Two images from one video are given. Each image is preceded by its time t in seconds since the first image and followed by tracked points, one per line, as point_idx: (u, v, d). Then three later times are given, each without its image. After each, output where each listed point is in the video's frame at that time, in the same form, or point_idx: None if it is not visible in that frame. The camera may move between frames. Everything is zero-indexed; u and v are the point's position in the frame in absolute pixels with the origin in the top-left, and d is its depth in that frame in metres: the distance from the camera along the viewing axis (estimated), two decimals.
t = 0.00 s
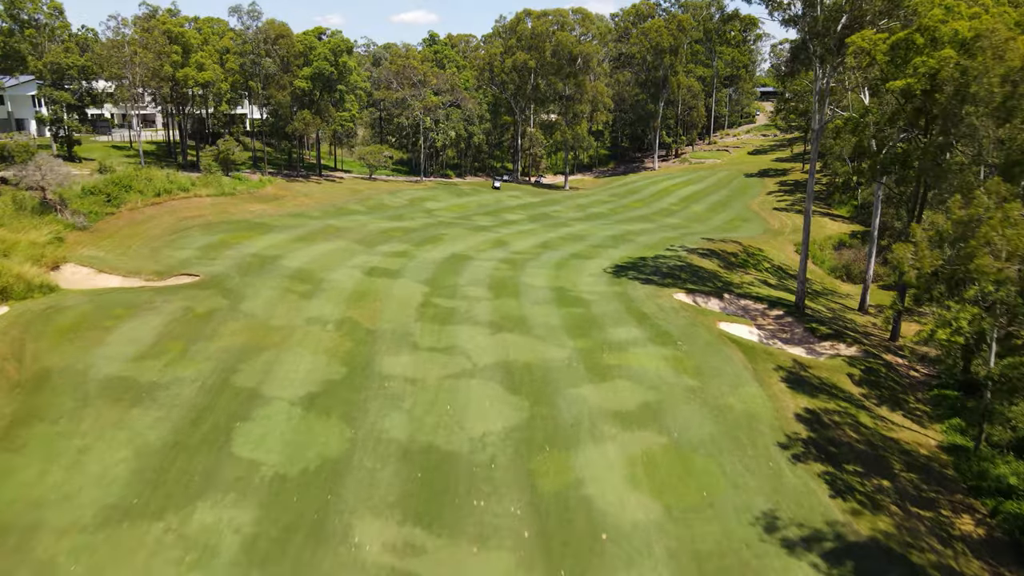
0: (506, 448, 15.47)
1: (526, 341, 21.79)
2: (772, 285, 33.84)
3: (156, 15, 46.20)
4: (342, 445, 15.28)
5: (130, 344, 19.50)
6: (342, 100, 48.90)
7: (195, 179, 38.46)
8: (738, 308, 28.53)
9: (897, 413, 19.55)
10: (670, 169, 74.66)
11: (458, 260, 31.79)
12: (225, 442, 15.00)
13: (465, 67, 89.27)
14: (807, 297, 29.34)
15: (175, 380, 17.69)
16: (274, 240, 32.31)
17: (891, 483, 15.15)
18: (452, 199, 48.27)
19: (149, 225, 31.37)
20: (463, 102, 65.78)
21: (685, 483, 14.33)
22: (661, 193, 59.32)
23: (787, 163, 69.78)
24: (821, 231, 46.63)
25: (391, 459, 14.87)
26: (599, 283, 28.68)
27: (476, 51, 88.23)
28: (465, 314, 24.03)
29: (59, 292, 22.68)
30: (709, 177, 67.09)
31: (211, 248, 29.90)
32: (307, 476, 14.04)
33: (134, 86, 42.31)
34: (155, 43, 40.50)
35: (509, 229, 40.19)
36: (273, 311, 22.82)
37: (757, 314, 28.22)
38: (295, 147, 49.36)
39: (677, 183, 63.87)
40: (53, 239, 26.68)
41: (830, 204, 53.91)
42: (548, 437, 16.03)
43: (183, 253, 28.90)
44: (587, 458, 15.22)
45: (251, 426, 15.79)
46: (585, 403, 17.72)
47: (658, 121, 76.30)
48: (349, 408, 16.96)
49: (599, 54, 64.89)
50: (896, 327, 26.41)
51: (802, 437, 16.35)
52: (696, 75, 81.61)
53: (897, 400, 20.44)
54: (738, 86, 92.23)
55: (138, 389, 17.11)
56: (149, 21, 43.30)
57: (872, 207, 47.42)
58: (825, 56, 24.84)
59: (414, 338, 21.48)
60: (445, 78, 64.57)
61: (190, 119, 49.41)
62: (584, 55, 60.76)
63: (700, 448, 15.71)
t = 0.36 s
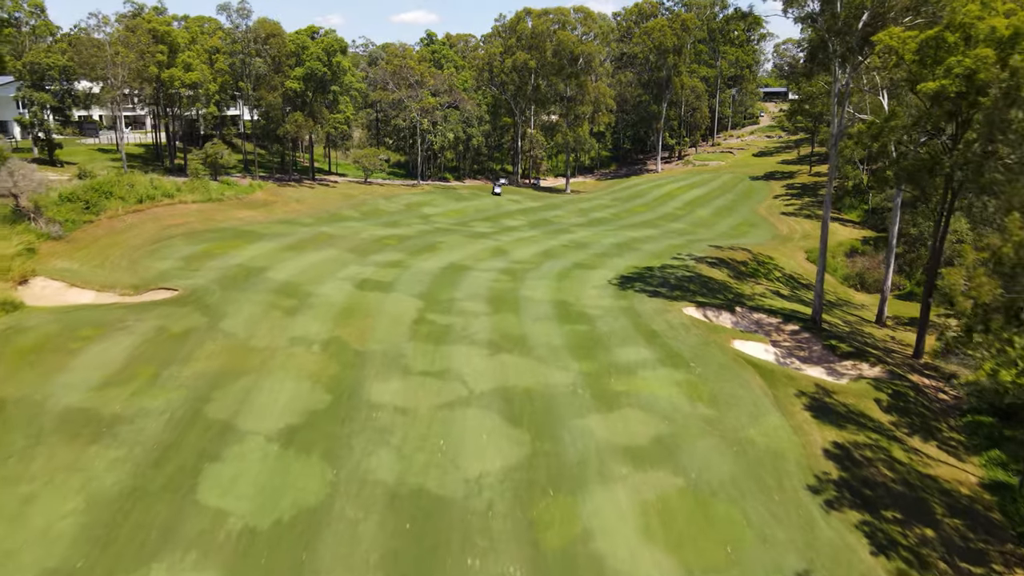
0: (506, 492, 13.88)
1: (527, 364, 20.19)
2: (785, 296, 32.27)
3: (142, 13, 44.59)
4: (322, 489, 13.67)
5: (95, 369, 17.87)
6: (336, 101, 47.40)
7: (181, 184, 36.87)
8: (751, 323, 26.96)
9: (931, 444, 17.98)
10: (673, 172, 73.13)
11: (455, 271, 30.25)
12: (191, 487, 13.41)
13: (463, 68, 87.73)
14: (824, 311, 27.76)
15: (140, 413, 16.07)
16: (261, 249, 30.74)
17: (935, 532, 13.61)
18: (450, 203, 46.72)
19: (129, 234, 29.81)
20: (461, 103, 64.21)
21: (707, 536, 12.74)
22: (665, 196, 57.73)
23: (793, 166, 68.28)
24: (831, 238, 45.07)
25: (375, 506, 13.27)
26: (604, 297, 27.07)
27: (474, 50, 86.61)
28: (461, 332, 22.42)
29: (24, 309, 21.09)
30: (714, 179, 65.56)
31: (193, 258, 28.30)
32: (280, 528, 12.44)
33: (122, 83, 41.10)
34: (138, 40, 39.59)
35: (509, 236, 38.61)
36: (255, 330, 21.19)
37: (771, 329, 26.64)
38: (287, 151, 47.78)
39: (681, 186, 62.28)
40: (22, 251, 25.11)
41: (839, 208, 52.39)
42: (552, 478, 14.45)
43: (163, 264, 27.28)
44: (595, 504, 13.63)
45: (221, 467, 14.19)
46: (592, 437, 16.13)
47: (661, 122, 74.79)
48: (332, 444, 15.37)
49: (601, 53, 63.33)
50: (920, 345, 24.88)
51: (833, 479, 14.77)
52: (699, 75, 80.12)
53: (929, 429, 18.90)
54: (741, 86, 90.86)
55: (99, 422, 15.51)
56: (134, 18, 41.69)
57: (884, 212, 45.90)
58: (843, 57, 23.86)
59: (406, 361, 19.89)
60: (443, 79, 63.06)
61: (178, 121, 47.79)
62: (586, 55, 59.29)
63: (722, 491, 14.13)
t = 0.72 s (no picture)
0: (503, 548, 12.28)
1: (527, 390, 18.59)
2: (799, 308, 30.68)
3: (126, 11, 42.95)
4: (296, 547, 12.07)
5: (54, 399, 16.27)
6: (329, 103, 45.82)
7: (167, 190, 35.28)
8: (765, 340, 25.40)
9: (971, 481, 16.40)
10: (677, 174, 71.55)
11: (452, 283, 28.66)
12: (147, 544, 11.81)
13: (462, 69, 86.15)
14: (842, 326, 26.17)
15: (99, 452, 14.46)
16: (248, 259, 29.16)
17: None
18: (448, 209, 45.13)
19: (107, 243, 28.22)
20: (460, 105, 62.60)
21: None
22: (670, 200, 56.08)
23: (799, 169, 66.67)
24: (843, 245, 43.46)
25: (355, 567, 11.68)
26: (609, 312, 25.47)
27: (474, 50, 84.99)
28: (457, 353, 20.80)
29: None
30: (718, 183, 63.94)
31: (174, 270, 26.71)
32: None
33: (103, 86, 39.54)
34: (115, 41, 38.37)
35: (509, 244, 37.03)
36: (233, 352, 19.57)
37: (787, 347, 25.06)
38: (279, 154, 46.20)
39: (686, 190, 60.61)
40: None
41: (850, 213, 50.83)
42: (555, 530, 12.85)
43: (141, 277, 25.68)
44: (604, 563, 12.03)
45: (184, 519, 12.59)
46: (599, 479, 14.51)
47: (664, 124, 73.20)
48: (311, 488, 13.76)
49: (603, 53, 61.71)
50: (947, 365, 23.31)
51: (871, 530, 13.19)
52: (703, 76, 78.54)
53: (967, 463, 17.32)
54: (744, 87, 89.23)
55: (51, 463, 13.92)
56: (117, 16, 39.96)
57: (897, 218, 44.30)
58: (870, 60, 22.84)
59: (396, 388, 18.29)
60: (441, 80, 61.43)
61: (165, 123, 46.20)
62: (588, 55, 57.53)
63: (747, 546, 12.53)
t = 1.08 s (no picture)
0: None
1: (527, 420, 17.00)
2: (813, 321, 29.11)
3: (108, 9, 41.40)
4: None
5: (4, 436, 14.70)
6: (322, 104, 44.34)
7: (149, 196, 33.73)
8: (781, 358, 23.86)
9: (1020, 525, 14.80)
10: (680, 177, 70.00)
11: (447, 296, 27.08)
12: None
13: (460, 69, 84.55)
14: (862, 344, 24.64)
15: (47, 500, 12.88)
16: (232, 271, 27.58)
17: None
18: (446, 214, 43.55)
19: (82, 254, 26.66)
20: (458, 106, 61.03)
21: None
22: (674, 204, 54.50)
23: (806, 172, 65.12)
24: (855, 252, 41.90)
25: None
26: (615, 329, 23.88)
27: (472, 50, 83.34)
28: (451, 377, 19.22)
29: None
30: (723, 186, 62.39)
31: (152, 283, 25.13)
32: None
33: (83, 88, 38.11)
34: (93, 43, 37.53)
35: (508, 252, 35.44)
36: (207, 377, 17.99)
37: (805, 366, 23.52)
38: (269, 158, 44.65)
39: (690, 193, 59.06)
40: None
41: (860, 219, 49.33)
42: None
43: (116, 291, 24.11)
44: None
45: None
46: (609, 529, 12.93)
47: (667, 126, 71.64)
48: (283, 544, 12.14)
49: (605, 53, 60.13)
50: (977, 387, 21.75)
51: None
52: (706, 76, 76.97)
53: (1013, 503, 15.73)
54: (749, 87, 87.61)
55: None
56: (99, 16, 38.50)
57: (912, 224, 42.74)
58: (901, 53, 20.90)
59: (384, 419, 16.71)
60: (439, 81, 59.88)
61: (152, 125, 44.62)
62: (590, 55, 55.88)
63: None
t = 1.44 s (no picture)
0: None
1: (528, 457, 15.41)
2: (830, 336, 27.55)
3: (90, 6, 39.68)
4: None
5: None
6: (315, 106, 42.90)
7: (130, 203, 32.17)
8: (800, 379, 22.27)
9: None
10: (684, 179, 68.49)
11: (443, 310, 25.51)
12: None
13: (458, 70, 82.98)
14: (886, 363, 23.06)
15: None
16: (214, 283, 26.03)
17: None
18: (443, 220, 42.00)
19: (54, 266, 25.13)
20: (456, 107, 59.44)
21: None
22: (678, 209, 52.93)
23: (813, 174, 63.58)
24: (868, 260, 40.34)
25: None
26: (621, 348, 22.30)
27: (470, 50, 81.77)
28: (444, 405, 17.64)
29: None
30: (728, 189, 60.82)
31: (127, 296, 23.58)
32: None
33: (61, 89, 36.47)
34: (68, 42, 36.09)
35: (507, 261, 33.89)
36: (176, 407, 16.41)
37: (825, 388, 21.94)
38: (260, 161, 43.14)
39: (695, 197, 57.50)
40: None
41: (871, 224, 47.83)
42: None
43: (88, 306, 22.55)
44: None
45: None
46: None
47: (670, 128, 70.14)
48: None
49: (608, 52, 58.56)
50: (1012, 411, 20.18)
51: None
52: (710, 77, 75.49)
53: None
54: (753, 88, 86.05)
55: None
56: (79, 14, 36.84)
57: (926, 230, 41.22)
58: (933, 50, 18.98)
59: (370, 455, 15.10)
60: (436, 81, 58.34)
61: (138, 128, 43.05)
62: (592, 55, 54.40)
63: None
